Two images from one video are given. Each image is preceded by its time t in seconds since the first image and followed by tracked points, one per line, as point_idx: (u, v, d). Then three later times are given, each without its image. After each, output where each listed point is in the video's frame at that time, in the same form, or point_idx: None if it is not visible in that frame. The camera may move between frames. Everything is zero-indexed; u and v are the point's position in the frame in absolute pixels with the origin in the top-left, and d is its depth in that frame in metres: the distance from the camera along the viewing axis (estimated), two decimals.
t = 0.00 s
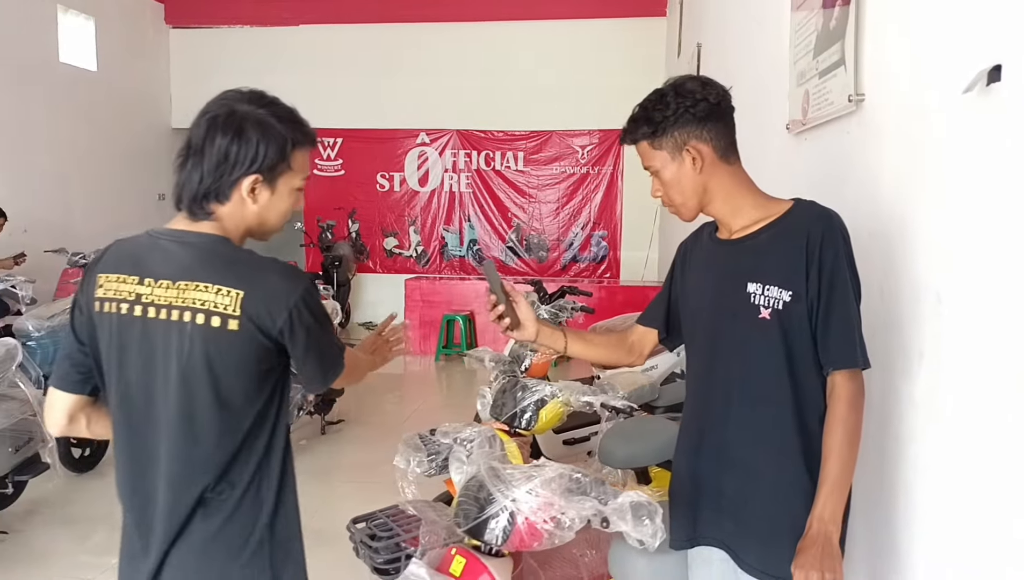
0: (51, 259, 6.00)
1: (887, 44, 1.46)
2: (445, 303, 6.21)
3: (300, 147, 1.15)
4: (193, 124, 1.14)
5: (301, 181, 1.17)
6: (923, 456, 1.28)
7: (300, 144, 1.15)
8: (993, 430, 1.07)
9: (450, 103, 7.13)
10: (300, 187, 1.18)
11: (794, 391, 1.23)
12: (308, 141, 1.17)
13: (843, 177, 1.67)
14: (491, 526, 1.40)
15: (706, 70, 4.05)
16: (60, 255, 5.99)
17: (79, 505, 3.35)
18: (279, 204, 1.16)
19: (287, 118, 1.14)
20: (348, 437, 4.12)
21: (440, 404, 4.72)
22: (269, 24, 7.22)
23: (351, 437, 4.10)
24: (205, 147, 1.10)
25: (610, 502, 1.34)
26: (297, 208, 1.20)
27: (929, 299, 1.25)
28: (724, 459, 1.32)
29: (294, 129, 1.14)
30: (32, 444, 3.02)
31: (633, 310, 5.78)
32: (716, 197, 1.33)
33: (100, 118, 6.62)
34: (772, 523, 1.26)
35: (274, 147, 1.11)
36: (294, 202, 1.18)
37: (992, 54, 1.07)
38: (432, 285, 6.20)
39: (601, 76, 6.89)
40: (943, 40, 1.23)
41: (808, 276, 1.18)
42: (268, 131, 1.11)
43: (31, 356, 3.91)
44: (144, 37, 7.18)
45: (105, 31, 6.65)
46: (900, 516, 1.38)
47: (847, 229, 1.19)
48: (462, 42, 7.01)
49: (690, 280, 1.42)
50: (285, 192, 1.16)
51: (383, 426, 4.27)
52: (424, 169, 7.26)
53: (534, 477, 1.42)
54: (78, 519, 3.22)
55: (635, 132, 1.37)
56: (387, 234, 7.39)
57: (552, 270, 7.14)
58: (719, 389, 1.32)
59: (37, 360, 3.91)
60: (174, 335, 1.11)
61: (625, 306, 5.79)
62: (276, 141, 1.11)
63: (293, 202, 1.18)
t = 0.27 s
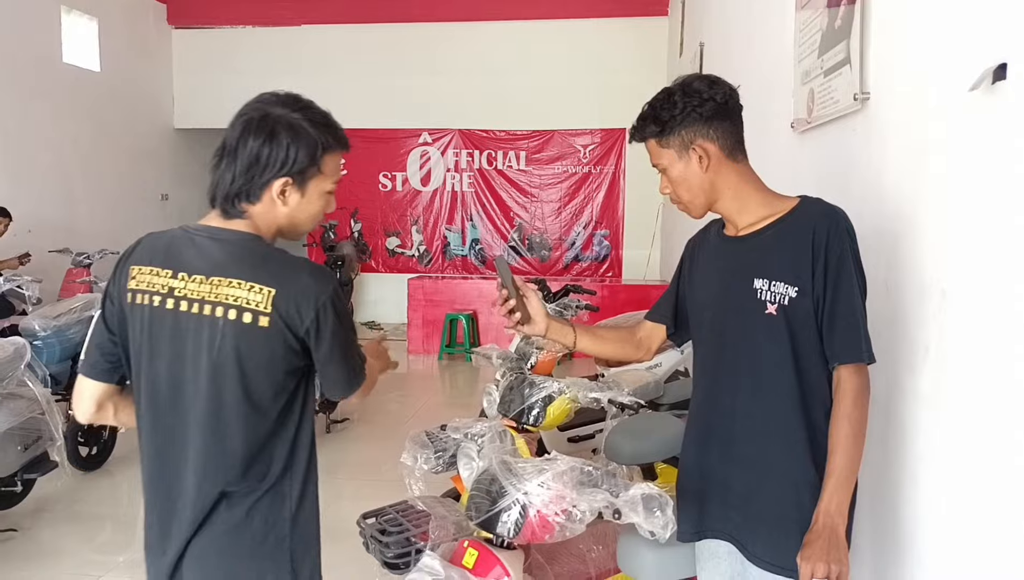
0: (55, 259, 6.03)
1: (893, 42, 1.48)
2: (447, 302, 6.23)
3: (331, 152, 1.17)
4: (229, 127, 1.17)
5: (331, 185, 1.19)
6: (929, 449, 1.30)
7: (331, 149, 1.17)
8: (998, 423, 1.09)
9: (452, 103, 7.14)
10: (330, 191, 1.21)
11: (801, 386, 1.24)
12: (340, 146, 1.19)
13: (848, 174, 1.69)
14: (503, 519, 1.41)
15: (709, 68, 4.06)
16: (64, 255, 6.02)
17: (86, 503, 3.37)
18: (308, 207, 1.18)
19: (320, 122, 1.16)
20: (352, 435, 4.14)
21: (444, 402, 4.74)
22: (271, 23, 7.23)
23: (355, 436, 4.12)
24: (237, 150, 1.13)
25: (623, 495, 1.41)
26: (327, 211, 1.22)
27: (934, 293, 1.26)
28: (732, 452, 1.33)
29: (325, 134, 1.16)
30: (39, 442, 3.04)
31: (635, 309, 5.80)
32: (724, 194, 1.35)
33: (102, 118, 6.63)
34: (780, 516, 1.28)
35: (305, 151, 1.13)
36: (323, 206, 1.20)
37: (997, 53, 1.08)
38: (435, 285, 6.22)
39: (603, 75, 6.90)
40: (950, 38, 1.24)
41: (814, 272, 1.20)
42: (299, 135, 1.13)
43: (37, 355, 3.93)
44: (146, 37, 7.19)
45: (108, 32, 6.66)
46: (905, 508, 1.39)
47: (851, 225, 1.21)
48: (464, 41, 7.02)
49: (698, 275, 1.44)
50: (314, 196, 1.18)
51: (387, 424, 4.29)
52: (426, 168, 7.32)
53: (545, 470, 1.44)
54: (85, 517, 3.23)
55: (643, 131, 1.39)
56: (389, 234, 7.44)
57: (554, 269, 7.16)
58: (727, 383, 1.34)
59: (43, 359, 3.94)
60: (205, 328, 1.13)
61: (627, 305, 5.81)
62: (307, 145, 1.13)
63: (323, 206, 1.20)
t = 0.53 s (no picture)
0: (59, 258, 6.05)
1: (896, 40, 1.49)
2: (449, 302, 6.24)
3: (364, 159, 1.21)
4: (268, 128, 1.21)
5: (361, 190, 1.24)
6: (933, 443, 1.31)
7: (365, 156, 1.21)
8: (1002, 417, 1.10)
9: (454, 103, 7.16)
10: (360, 196, 1.25)
11: (805, 381, 1.25)
12: (373, 153, 1.23)
13: (852, 172, 1.70)
14: (511, 512, 1.42)
15: (712, 68, 4.07)
16: (68, 254, 6.04)
17: (91, 500, 3.39)
18: (338, 209, 1.23)
19: (355, 130, 1.20)
20: (354, 434, 4.15)
21: (446, 401, 4.76)
22: (273, 24, 7.24)
23: (359, 434, 4.14)
24: (275, 152, 1.17)
25: (629, 487, 1.43)
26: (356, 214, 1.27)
27: (937, 289, 1.28)
28: (738, 447, 1.35)
29: (359, 141, 1.20)
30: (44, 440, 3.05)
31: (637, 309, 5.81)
32: (727, 192, 1.36)
33: (105, 118, 6.65)
34: (784, 509, 1.29)
35: (339, 157, 1.18)
36: (352, 209, 1.24)
37: (1000, 50, 1.09)
38: (437, 284, 6.24)
39: (605, 75, 6.92)
40: (953, 36, 1.25)
41: (819, 268, 1.21)
42: (334, 141, 1.18)
43: (42, 354, 3.95)
44: (149, 37, 7.21)
45: (111, 32, 6.68)
46: (908, 502, 1.40)
47: (856, 222, 1.22)
48: (466, 41, 7.03)
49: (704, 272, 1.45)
50: (344, 199, 1.22)
51: (390, 423, 4.31)
52: (428, 169, 7.34)
53: (553, 463, 1.45)
54: (90, 514, 3.25)
55: (648, 130, 1.41)
56: (391, 234, 7.46)
57: (556, 269, 7.17)
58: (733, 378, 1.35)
59: (47, 358, 3.96)
60: (232, 319, 1.19)
61: (629, 305, 5.82)
62: (341, 151, 1.18)
63: (352, 209, 1.24)
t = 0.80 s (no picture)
0: (59, 256, 6.06)
1: (894, 37, 1.50)
2: (450, 301, 6.26)
3: (376, 153, 1.30)
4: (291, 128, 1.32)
5: (374, 183, 1.32)
6: (931, 437, 1.32)
7: (377, 150, 1.30)
8: (999, 409, 1.12)
9: (454, 102, 7.17)
10: (374, 190, 1.33)
11: (804, 376, 1.27)
12: (385, 150, 1.32)
13: (850, 168, 1.71)
14: (512, 505, 1.43)
15: (711, 66, 4.08)
16: (69, 253, 6.06)
17: (94, 498, 3.40)
18: (352, 202, 1.31)
19: (370, 127, 1.30)
20: (355, 432, 4.16)
21: (447, 399, 4.77)
22: (273, 23, 7.25)
23: (360, 432, 4.16)
24: (294, 146, 1.27)
25: (630, 480, 1.43)
26: (370, 208, 1.35)
27: (935, 284, 1.29)
28: (740, 441, 1.36)
29: (372, 135, 1.29)
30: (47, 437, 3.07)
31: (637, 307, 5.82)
32: (724, 188, 1.38)
33: (106, 117, 6.66)
34: (786, 503, 1.30)
35: (353, 151, 1.27)
36: (365, 202, 1.33)
37: (996, 48, 1.11)
38: (438, 283, 6.25)
39: (605, 74, 6.93)
40: (948, 33, 1.26)
41: (817, 265, 1.22)
42: (348, 137, 1.27)
43: (44, 352, 3.98)
44: (149, 37, 7.22)
45: (111, 31, 6.69)
46: (908, 496, 1.42)
47: (854, 217, 1.23)
48: (466, 40, 7.04)
49: (705, 268, 1.47)
50: (358, 191, 1.31)
51: (391, 420, 4.32)
52: (429, 168, 7.35)
53: (554, 457, 1.46)
54: (92, 512, 3.26)
55: (645, 129, 1.42)
56: (392, 233, 7.48)
57: (556, 267, 7.19)
58: (733, 374, 1.36)
59: (50, 356, 3.99)
60: (246, 307, 1.29)
61: (629, 303, 5.84)
62: (355, 146, 1.27)
63: (366, 201, 1.33)
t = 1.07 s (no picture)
0: (59, 256, 6.07)
1: (888, 37, 1.51)
2: (449, 300, 6.27)
3: (376, 150, 1.37)
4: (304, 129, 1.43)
5: (376, 180, 1.39)
6: (928, 433, 1.32)
7: (377, 147, 1.37)
8: (992, 405, 1.12)
9: (453, 101, 7.17)
10: (377, 187, 1.40)
11: (798, 373, 1.28)
12: (389, 148, 1.40)
13: (846, 167, 1.72)
14: (509, 501, 1.44)
15: (709, 65, 4.08)
16: (68, 253, 6.07)
17: (94, 496, 3.41)
18: (354, 196, 1.39)
19: (374, 125, 1.38)
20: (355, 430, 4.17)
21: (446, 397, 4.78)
22: (272, 22, 7.25)
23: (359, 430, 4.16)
24: (303, 141, 1.37)
25: (625, 476, 1.44)
26: (373, 204, 1.41)
27: (929, 280, 1.30)
28: (740, 438, 1.37)
29: (372, 133, 1.37)
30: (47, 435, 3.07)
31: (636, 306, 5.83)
32: (716, 187, 1.39)
33: (105, 117, 6.66)
34: (783, 499, 1.31)
35: (354, 145, 1.35)
36: (368, 197, 1.40)
37: (988, 47, 1.12)
38: (437, 282, 6.26)
39: (604, 73, 6.94)
40: (942, 32, 1.28)
41: (809, 262, 1.23)
42: (350, 132, 1.35)
43: (43, 352, 3.99)
44: (148, 36, 7.22)
45: (110, 31, 6.69)
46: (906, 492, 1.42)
47: (846, 214, 1.23)
48: (465, 40, 7.04)
49: (705, 267, 1.48)
50: (359, 186, 1.38)
51: (390, 418, 4.33)
52: (428, 167, 7.35)
53: (551, 453, 1.48)
54: (92, 511, 3.27)
55: (640, 129, 1.44)
56: (391, 233, 7.48)
57: (555, 266, 7.20)
58: (731, 371, 1.38)
59: (49, 355, 4.00)
60: (249, 292, 1.37)
61: (628, 302, 5.85)
62: (356, 141, 1.35)
63: (369, 197, 1.40)
